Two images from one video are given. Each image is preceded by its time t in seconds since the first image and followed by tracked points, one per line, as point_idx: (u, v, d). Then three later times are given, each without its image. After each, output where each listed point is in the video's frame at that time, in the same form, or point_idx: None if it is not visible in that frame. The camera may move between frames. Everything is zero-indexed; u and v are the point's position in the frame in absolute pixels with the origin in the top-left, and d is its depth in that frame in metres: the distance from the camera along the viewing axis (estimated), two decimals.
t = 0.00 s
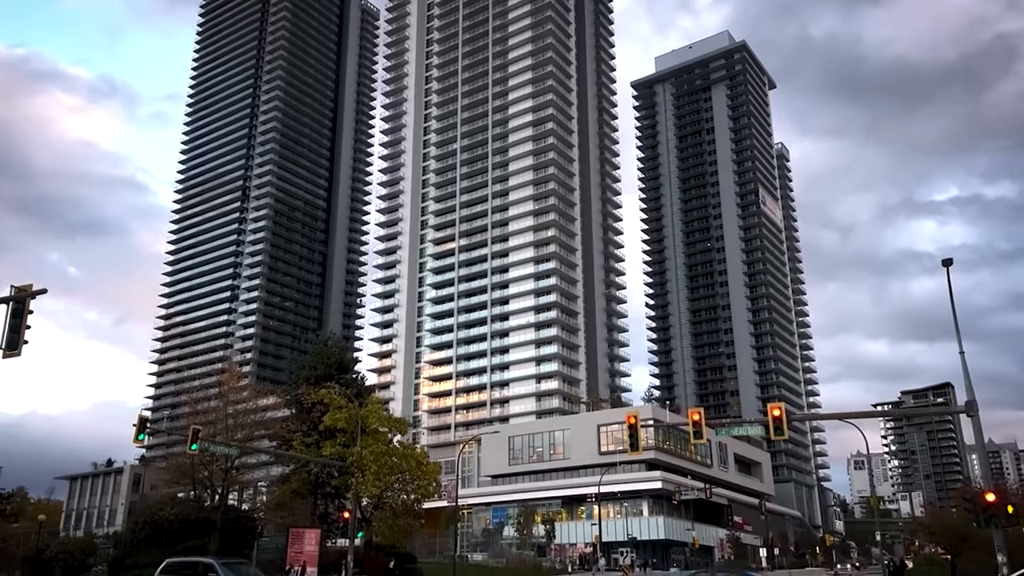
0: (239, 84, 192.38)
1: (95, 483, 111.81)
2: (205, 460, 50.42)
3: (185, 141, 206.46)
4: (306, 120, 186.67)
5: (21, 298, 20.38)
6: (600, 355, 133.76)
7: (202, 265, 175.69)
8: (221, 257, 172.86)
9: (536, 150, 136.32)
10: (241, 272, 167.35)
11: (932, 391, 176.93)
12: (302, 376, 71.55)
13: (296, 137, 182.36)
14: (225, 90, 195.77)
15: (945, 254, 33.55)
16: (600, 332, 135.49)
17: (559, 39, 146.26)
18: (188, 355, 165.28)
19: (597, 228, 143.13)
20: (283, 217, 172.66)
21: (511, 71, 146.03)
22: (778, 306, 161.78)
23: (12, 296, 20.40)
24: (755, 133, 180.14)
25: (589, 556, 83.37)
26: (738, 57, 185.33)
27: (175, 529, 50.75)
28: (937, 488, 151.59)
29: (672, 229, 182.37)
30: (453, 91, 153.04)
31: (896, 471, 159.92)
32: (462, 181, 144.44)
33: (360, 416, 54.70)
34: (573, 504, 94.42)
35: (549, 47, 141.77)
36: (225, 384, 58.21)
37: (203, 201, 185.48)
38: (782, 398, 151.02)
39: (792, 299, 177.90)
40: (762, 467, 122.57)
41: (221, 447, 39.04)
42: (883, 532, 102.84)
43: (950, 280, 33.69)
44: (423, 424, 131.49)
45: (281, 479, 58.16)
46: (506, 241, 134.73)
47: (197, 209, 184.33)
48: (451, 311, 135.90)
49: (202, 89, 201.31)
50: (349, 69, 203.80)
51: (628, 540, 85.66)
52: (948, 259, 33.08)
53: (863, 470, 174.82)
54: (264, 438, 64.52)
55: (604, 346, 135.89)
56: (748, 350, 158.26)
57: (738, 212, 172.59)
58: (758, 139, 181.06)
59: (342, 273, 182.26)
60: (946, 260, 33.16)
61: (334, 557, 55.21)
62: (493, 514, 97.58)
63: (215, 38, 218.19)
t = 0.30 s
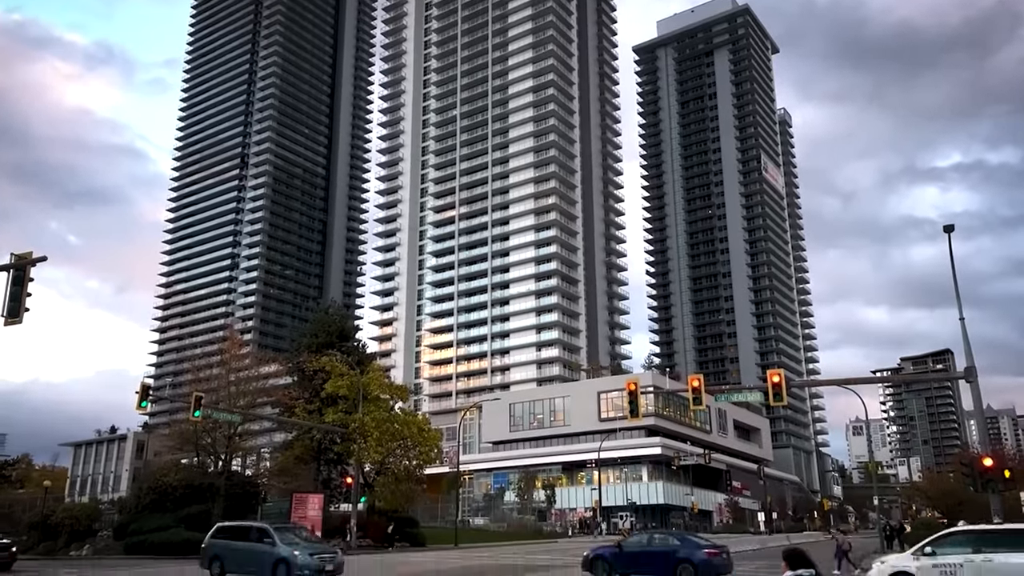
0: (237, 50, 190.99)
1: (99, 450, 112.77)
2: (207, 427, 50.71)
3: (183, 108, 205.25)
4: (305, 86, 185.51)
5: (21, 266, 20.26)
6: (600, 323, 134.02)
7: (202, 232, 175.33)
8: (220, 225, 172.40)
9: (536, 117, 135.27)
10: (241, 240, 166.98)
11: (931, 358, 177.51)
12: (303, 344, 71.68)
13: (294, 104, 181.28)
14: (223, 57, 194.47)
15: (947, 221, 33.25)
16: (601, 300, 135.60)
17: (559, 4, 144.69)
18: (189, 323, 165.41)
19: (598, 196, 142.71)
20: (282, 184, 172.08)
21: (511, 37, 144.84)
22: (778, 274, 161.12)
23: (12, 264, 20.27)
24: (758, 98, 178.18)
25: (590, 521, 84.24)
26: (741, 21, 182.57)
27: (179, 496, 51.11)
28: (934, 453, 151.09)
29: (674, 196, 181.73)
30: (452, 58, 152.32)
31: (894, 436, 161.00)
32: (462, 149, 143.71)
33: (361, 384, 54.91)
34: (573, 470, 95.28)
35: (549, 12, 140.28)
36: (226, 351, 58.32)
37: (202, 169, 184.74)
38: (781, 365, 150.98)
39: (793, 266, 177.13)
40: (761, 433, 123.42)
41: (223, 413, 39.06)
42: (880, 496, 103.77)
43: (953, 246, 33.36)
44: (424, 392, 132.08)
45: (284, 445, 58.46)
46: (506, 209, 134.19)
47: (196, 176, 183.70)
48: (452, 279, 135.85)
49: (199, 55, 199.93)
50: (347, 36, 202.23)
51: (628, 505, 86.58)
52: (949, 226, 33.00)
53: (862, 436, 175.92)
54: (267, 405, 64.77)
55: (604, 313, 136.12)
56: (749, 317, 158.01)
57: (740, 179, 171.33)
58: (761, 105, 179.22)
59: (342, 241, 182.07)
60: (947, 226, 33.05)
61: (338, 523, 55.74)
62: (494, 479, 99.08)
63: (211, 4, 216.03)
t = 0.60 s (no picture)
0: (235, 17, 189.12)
1: (104, 417, 113.66)
2: (212, 395, 51.02)
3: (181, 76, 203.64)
4: (304, 54, 183.94)
5: (23, 235, 20.17)
6: (602, 291, 134.14)
7: (202, 201, 174.85)
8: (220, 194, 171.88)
9: (537, 85, 134.27)
10: (242, 209, 166.60)
11: (931, 326, 177.64)
12: (304, 313, 71.69)
13: (293, 72, 179.91)
14: (221, 24, 192.58)
15: (951, 189, 32.88)
16: (603, 269, 135.54)
17: None
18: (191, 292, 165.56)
19: (600, 165, 141.99)
20: (282, 153, 171.40)
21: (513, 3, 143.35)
22: (780, 242, 160.65)
23: (12, 232, 20.15)
24: (762, 65, 176.51)
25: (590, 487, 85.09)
26: None
27: (184, 463, 51.57)
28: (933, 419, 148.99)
29: (676, 164, 180.65)
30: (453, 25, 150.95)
31: (894, 404, 161.65)
32: (463, 116, 142.85)
33: (363, 353, 55.16)
34: (574, 438, 95.95)
35: None
36: (229, 321, 58.36)
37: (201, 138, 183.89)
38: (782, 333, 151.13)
39: (795, 234, 176.64)
40: (761, 401, 124.17)
41: (228, 381, 39.15)
42: (879, 463, 104.48)
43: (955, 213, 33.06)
44: (426, 361, 132.61)
45: (288, 413, 58.90)
46: (507, 177, 133.63)
47: (195, 145, 182.85)
48: (453, 248, 135.71)
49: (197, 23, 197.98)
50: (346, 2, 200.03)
51: (629, 472, 87.44)
52: (952, 193, 32.75)
53: (861, 404, 176.92)
54: (270, 374, 65.02)
55: (606, 282, 136.21)
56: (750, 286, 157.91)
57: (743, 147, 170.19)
58: (765, 71, 177.48)
59: (343, 210, 181.83)
60: (950, 194, 32.84)
61: (341, 489, 56.19)
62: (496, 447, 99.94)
63: None
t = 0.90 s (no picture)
0: None
1: (108, 387, 114.51)
2: (216, 365, 51.25)
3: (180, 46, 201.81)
4: (303, 23, 182.08)
5: (24, 205, 20.06)
6: (604, 262, 133.96)
7: (203, 172, 174.22)
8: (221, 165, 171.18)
9: (539, 54, 132.94)
10: (243, 180, 165.99)
11: (934, 296, 177.30)
12: (306, 285, 71.63)
13: (293, 41, 178.23)
14: None
15: (955, 158, 32.56)
16: (605, 240, 135.17)
17: None
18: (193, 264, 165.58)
19: (602, 135, 141.00)
20: (282, 123, 170.40)
21: None
22: (783, 213, 159.99)
23: (13, 203, 20.06)
24: (766, 33, 174.52)
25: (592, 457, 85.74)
26: None
27: (188, 432, 52.08)
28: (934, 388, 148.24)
29: (679, 134, 179.39)
30: None
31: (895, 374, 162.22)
32: (465, 86, 141.71)
33: (366, 324, 55.38)
34: (576, 408, 96.51)
35: None
36: (231, 291, 58.38)
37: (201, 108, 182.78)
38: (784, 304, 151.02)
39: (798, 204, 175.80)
40: (762, 370, 124.64)
41: (231, 352, 39.27)
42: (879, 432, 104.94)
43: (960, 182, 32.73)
44: (428, 332, 132.96)
45: (291, 383, 59.20)
46: (509, 148, 132.78)
47: (196, 115, 181.71)
48: (455, 220, 135.25)
49: None
50: None
51: (629, 441, 88.22)
52: (956, 163, 32.50)
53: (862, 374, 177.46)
54: (273, 344, 65.19)
55: (609, 253, 136.02)
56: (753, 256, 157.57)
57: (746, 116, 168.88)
58: (769, 39, 175.50)
59: (345, 181, 181.27)
60: (955, 163, 32.54)
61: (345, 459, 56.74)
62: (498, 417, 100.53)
63: None
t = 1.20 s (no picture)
0: None
1: (113, 360, 114.96)
2: (219, 338, 51.26)
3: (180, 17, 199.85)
4: None
5: (25, 176, 19.99)
6: (607, 236, 133.73)
7: (204, 145, 173.31)
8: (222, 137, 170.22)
9: (542, 24, 131.48)
10: (244, 152, 165.16)
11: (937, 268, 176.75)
12: (309, 257, 71.57)
13: (293, 11, 176.42)
14: None
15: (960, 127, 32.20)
16: (608, 213, 134.77)
17: None
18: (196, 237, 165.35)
19: (605, 107, 139.98)
20: (283, 95, 169.25)
21: None
22: (788, 185, 159.11)
23: (15, 175, 20.00)
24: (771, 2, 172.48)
25: (594, 429, 86.29)
26: None
27: (193, 405, 52.31)
28: (936, 360, 148.02)
29: (683, 105, 178.03)
30: None
31: (897, 346, 162.42)
32: (467, 57, 140.42)
33: (369, 297, 55.51)
34: (578, 380, 97.10)
35: None
36: (234, 264, 58.39)
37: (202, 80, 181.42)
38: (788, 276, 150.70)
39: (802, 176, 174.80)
40: (764, 343, 124.91)
41: (235, 325, 39.16)
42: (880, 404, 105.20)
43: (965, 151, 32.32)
44: (432, 306, 133.11)
45: (296, 355, 59.36)
46: (512, 120, 131.81)
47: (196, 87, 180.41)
48: (457, 192, 134.75)
49: None
50: None
51: (631, 413, 88.68)
52: (962, 133, 32.21)
53: (864, 346, 177.69)
54: (276, 318, 65.27)
55: (612, 227, 135.73)
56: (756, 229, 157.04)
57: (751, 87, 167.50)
58: (774, 9, 173.49)
59: (346, 154, 180.54)
60: (960, 133, 32.21)
61: (349, 431, 57.13)
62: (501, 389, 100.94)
63: None
